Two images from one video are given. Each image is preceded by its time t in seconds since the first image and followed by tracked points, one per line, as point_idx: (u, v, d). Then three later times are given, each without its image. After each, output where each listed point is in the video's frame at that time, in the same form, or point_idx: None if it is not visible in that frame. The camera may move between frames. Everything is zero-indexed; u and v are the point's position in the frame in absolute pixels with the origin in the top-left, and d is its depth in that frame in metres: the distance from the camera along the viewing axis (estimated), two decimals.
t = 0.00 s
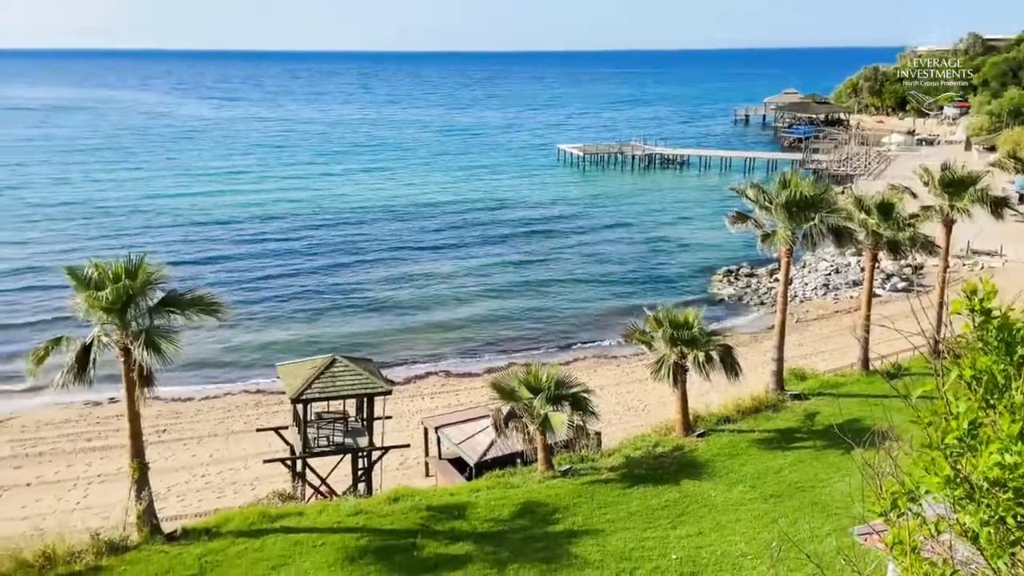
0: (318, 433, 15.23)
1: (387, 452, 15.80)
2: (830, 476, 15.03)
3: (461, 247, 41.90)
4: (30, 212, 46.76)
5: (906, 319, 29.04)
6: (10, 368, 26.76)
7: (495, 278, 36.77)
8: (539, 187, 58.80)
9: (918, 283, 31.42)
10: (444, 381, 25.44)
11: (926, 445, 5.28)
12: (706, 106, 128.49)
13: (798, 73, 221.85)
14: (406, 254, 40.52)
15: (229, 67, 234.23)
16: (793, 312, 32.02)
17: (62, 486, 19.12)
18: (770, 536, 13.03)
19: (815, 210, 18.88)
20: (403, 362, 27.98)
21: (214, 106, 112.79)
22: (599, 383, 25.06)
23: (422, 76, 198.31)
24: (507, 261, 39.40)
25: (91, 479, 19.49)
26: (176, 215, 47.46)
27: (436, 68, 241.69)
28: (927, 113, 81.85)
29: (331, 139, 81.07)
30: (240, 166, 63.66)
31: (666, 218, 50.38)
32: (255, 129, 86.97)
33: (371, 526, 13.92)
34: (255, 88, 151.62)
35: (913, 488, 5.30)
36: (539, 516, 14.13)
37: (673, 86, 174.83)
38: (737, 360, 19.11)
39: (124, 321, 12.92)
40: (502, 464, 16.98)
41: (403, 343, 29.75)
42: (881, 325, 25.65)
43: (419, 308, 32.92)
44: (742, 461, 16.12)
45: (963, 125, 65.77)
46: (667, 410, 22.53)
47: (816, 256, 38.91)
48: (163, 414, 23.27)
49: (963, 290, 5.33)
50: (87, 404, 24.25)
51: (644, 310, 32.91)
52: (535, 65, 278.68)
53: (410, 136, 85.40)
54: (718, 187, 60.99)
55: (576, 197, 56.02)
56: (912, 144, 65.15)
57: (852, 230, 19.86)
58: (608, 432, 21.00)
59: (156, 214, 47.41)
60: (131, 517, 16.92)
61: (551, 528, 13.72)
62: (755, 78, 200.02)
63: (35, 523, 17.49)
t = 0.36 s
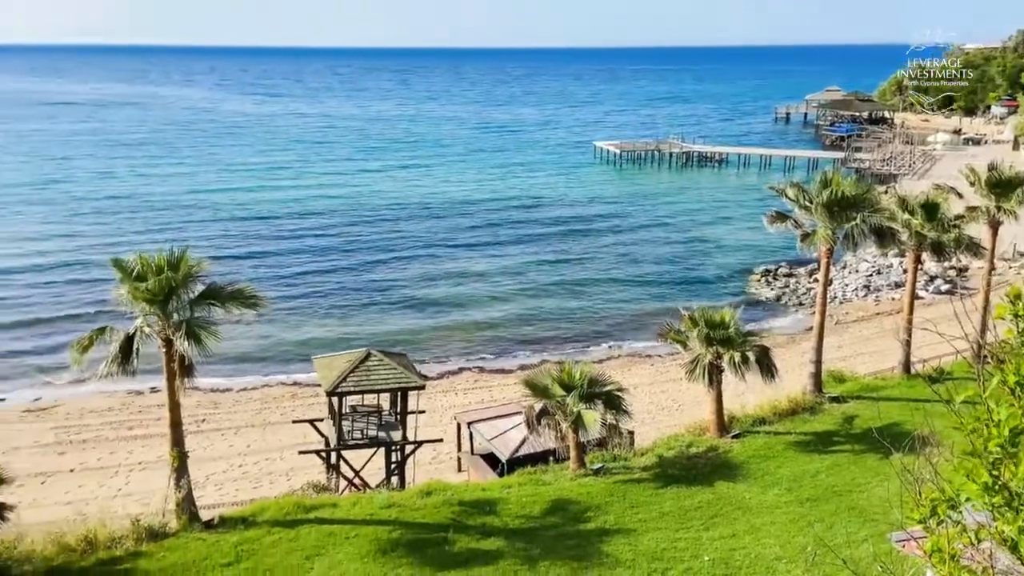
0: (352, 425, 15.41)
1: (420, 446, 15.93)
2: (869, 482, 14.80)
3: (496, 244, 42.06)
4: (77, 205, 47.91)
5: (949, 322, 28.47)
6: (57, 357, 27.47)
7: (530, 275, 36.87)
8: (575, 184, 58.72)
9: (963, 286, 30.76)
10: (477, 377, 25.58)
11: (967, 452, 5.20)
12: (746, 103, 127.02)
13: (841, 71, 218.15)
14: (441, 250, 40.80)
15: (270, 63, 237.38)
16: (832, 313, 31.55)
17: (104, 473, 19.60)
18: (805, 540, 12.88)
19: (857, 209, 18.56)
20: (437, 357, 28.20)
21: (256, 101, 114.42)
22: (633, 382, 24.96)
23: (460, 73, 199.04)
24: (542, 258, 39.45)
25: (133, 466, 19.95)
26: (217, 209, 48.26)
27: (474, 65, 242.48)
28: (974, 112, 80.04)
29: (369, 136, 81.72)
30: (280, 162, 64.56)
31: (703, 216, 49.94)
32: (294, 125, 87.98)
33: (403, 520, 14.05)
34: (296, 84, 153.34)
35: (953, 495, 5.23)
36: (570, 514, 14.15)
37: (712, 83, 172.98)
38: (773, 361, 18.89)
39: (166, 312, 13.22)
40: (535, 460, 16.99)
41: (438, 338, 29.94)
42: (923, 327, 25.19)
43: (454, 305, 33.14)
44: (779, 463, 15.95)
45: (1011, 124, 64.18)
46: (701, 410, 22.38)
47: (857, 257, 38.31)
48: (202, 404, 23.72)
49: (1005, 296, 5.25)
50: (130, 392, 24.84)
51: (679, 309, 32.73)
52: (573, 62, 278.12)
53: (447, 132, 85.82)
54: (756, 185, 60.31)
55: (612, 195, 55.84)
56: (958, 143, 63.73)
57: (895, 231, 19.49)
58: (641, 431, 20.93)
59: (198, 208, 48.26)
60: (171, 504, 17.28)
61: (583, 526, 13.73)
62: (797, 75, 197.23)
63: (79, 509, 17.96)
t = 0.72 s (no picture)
0: (390, 419, 15.56)
1: (456, 441, 16.04)
2: (912, 488, 14.51)
3: (534, 240, 42.10)
4: (127, 199, 49.10)
5: (999, 326, 27.75)
6: (106, 346, 28.23)
7: (568, 272, 36.84)
8: (615, 182, 58.45)
9: (1015, 290, 29.95)
10: (514, 373, 25.68)
11: (1014, 459, 5.08)
12: (791, 100, 125.02)
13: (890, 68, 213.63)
14: (481, 246, 40.94)
15: (314, 60, 240.11)
16: (878, 315, 30.96)
17: (150, 460, 20.10)
18: (845, 547, 12.69)
19: (904, 209, 18.19)
20: (474, 352, 28.36)
21: (300, 98, 115.89)
22: (671, 381, 24.81)
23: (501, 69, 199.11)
24: (580, 255, 39.42)
25: (177, 454, 20.42)
26: (262, 203, 49.08)
27: (515, 62, 242.37)
28: None
29: (411, 132, 82.28)
30: (323, 157, 65.34)
31: (746, 216, 49.39)
32: (338, 121, 88.95)
33: (439, 514, 14.17)
34: (339, 80, 155.04)
35: (1000, 504, 5.13)
36: (605, 512, 14.13)
37: (757, 80, 170.74)
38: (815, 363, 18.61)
39: (211, 305, 13.47)
40: (570, 458, 17.00)
41: (476, 333, 30.10)
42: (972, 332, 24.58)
43: (492, 300, 33.27)
44: (819, 467, 15.72)
45: None
46: (740, 411, 22.17)
47: (904, 258, 37.55)
48: (245, 395, 24.18)
49: None
50: (176, 381, 25.43)
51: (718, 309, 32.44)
52: (615, 59, 276.41)
53: (488, 129, 86.02)
54: (800, 184, 59.44)
55: (653, 193, 55.48)
56: (1011, 142, 62.01)
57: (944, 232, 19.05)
58: (679, 431, 20.82)
59: (243, 203, 49.12)
60: (213, 492, 17.68)
61: (618, 525, 13.70)
62: (844, 72, 193.44)
63: (125, 494, 18.45)
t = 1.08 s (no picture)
0: (427, 414, 15.68)
1: (492, 437, 16.10)
2: (958, 495, 14.20)
3: (573, 238, 42.00)
4: (175, 194, 50.15)
5: None
6: (153, 337, 28.91)
7: (606, 270, 36.71)
8: (656, 179, 58.01)
9: None
10: (551, 370, 25.68)
11: None
12: (837, 97, 122.64)
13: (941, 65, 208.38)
14: (520, 243, 40.97)
15: (358, 57, 242.12)
16: (925, 317, 30.27)
17: (194, 449, 20.54)
18: (887, 553, 12.48)
19: (954, 210, 17.75)
20: (511, 349, 28.42)
21: (342, 94, 117.04)
22: (710, 381, 24.59)
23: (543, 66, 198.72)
24: (619, 253, 39.24)
25: (220, 444, 20.84)
26: (304, 199, 49.74)
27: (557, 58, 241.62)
28: None
29: (452, 128, 82.61)
30: (365, 153, 65.93)
31: (788, 214, 48.71)
32: (380, 117, 89.71)
33: (475, 509, 14.25)
34: (381, 77, 156.31)
35: None
36: (641, 511, 14.08)
37: (801, 76, 168.06)
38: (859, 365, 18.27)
39: (254, 298, 13.72)
40: (606, 457, 16.96)
41: (514, 329, 30.21)
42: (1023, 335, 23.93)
43: (530, 297, 33.29)
44: (862, 471, 15.46)
45: None
46: (780, 413, 21.89)
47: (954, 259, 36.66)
48: (286, 387, 24.57)
49: None
50: (218, 372, 25.95)
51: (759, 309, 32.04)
52: (658, 55, 273.93)
53: (528, 125, 85.97)
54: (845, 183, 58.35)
55: (694, 191, 54.94)
56: None
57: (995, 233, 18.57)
58: (717, 432, 20.65)
59: (287, 198, 49.84)
60: (254, 482, 18.01)
61: (654, 524, 13.64)
62: (893, 68, 189.08)
63: (169, 482, 18.89)
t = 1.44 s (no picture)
0: (462, 410, 15.79)
1: (527, 434, 16.15)
2: (1003, 501, 13.89)
3: (610, 237, 41.85)
4: (218, 191, 51.02)
5: None
6: (196, 331, 29.50)
7: (643, 270, 36.55)
8: (695, 178, 57.51)
9: None
10: (587, 368, 25.66)
11: None
12: (883, 94, 120.21)
13: (992, 61, 202.98)
14: (556, 242, 40.96)
15: (398, 54, 243.75)
16: (971, 320, 29.57)
17: (234, 441, 20.93)
18: (929, 560, 12.24)
19: (1003, 209, 17.29)
20: (547, 347, 28.46)
21: (382, 92, 117.94)
22: (748, 382, 24.32)
23: (581, 64, 198.20)
24: (656, 253, 39.05)
25: (259, 436, 21.21)
26: (344, 195, 50.30)
27: (597, 55, 240.56)
28: None
29: (491, 126, 82.80)
30: (404, 151, 66.43)
31: (830, 214, 47.98)
32: (419, 115, 90.29)
33: (509, 505, 14.32)
34: (421, 74, 157.06)
35: None
36: (676, 512, 14.01)
37: (845, 73, 165.10)
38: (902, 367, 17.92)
39: (294, 293, 13.95)
40: (641, 456, 16.93)
41: (550, 327, 30.25)
42: None
43: (566, 296, 33.29)
44: (904, 476, 15.18)
45: None
46: (819, 416, 21.59)
47: (1002, 260, 35.75)
48: (324, 381, 24.91)
49: None
50: (258, 365, 26.39)
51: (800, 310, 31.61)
52: (699, 52, 271.30)
53: (566, 123, 85.81)
54: (889, 182, 57.25)
55: (734, 190, 54.34)
56: None
57: None
58: (754, 433, 20.43)
59: (327, 195, 50.44)
60: (292, 474, 18.31)
61: (689, 525, 13.56)
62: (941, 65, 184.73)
63: (210, 472, 19.28)
